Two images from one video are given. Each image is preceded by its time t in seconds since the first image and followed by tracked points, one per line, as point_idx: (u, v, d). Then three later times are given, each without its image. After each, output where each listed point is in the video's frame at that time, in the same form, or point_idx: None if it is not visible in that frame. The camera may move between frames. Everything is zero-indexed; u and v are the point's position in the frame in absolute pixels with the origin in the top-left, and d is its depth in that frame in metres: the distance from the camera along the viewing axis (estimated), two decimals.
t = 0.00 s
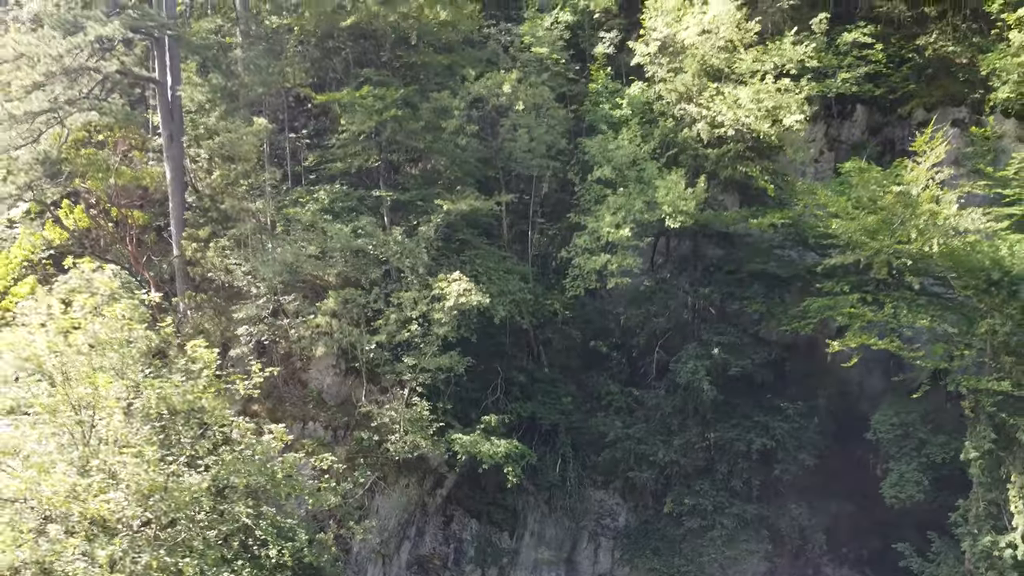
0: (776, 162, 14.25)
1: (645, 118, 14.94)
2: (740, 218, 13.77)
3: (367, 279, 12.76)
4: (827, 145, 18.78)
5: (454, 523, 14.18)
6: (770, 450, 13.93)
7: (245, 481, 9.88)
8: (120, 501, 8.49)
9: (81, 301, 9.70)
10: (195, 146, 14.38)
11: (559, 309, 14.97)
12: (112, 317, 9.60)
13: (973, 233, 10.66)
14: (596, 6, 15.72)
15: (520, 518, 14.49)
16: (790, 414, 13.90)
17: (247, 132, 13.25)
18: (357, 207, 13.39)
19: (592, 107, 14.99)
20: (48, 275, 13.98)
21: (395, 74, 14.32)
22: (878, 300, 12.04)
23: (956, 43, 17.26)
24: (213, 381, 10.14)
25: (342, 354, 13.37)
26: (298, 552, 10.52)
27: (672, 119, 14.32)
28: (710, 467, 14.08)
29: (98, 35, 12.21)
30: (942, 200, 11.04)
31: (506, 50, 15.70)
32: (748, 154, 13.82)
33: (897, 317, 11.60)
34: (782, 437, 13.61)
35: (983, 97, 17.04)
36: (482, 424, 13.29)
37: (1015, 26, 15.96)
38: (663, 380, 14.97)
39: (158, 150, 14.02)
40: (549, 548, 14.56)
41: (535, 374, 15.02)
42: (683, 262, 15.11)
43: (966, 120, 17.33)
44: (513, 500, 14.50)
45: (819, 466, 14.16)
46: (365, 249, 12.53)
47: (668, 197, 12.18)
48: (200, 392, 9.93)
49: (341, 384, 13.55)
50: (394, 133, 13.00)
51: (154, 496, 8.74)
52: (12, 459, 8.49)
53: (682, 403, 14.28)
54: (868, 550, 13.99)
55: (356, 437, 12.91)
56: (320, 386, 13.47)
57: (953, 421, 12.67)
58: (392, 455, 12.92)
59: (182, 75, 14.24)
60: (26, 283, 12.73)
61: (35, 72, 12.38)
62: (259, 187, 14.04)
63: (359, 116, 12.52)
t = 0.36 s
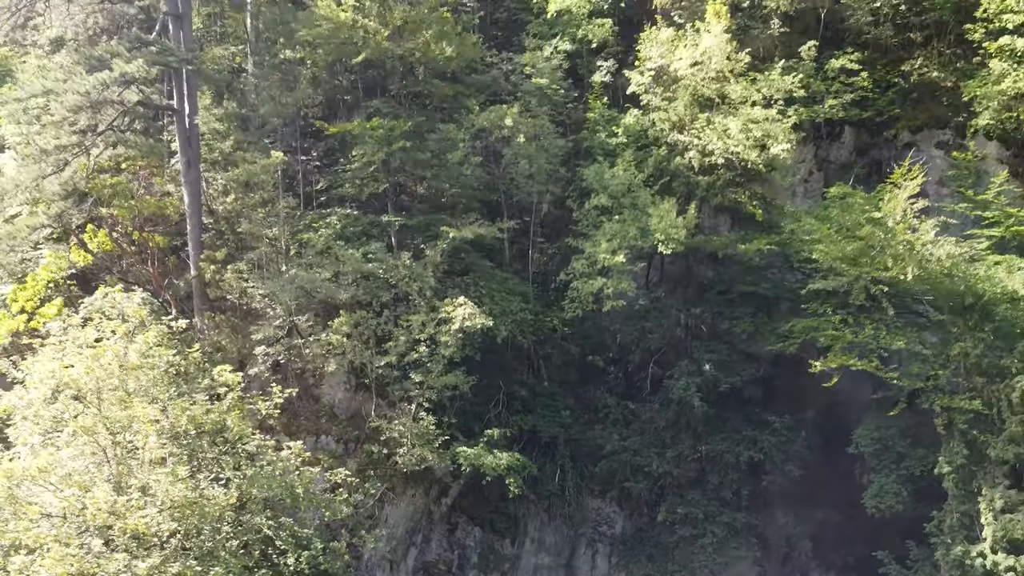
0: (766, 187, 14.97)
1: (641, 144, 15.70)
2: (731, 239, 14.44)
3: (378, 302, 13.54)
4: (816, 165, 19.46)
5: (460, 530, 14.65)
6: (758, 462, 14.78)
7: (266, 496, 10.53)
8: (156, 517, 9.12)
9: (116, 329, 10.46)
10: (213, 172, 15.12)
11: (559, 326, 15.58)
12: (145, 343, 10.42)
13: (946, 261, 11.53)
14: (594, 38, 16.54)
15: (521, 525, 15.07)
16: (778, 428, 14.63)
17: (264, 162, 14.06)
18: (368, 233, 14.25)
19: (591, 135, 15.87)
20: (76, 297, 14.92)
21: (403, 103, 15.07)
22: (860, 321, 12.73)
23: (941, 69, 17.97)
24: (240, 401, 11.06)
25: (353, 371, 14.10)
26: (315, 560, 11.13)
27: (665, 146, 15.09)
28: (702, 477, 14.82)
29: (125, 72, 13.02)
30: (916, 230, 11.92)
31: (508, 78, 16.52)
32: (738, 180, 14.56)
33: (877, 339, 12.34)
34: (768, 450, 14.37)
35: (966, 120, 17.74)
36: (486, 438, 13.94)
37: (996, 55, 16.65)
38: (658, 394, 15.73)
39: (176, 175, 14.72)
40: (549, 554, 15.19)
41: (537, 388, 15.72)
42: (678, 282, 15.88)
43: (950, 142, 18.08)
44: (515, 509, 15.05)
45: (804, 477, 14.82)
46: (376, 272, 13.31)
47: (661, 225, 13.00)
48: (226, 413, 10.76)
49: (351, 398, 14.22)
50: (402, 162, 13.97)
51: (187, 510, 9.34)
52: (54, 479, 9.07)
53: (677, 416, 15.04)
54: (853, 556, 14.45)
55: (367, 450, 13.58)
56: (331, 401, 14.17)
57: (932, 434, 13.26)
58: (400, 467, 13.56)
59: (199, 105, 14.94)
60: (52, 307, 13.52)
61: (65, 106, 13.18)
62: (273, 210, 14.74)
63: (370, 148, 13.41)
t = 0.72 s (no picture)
0: (754, 212, 15.72)
1: (635, 170, 16.53)
2: (720, 263, 15.34)
3: (388, 323, 14.39)
4: (806, 187, 20.16)
5: (463, 537, 15.28)
6: (747, 474, 15.68)
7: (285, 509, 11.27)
8: (188, 530, 9.84)
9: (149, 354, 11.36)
10: (229, 196, 15.91)
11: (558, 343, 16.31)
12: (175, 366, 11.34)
13: (923, 288, 12.25)
14: (590, 68, 17.57)
15: (522, 533, 15.68)
16: (765, 441, 15.52)
17: (281, 192, 15.01)
18: (378, 257, 15.16)
19: (589, 163, 16.84)
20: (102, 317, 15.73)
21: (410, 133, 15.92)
22: (840, 343, 13.57)
23: (924, 95, 18.72)
24: (263, 421, 11.97)
25: (364, 387, 14.82)
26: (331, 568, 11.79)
27: (658, 173, 15.87)
28: (693, 488, 15.68)
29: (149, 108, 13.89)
30: (892, 259, 12.64)
31: (510, 105, 17.45)
32: (728, 206, 15.39)
33: (857, 359, 13.14)
34: (756, 462, 15.30)
35: (948, 144, 18.46)
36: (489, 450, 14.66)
37: (976, 83, 17.32)
38: (651, 408, 16.55)
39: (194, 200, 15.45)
40: (548, 560, 15.80)
41: (536, 402, 16.53)
42: (671, 300, 16.55)
43: (933, 165, 18.83)
44: (516, 518, 15.67)
45: (791, 487, 15.68)
46: (385, 295, 14.13)
47: (654, 251, 13.85)
48: (248, 431, 11.63)
49: (362, 413, 14.94)
50: (411, 191, 14.94)
51: (215, 523, 10.05)
52: (99, 496, 10.01)
53: (670, 430, 15.86)
54: (838, 563, 15.29)
55: (377, 462, 14.31)
56: (343, 415, 14.88)
57: (909, 448, 14.00)
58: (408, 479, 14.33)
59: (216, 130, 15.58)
60: (80, 327, 14.33)
61: (93, 141, 14.05)
62: (287, 231, 15.42)
63: (381, 178, 14.48)
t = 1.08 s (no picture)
0: (744, 234, 16.53)
1: (631, 192, 17.35)
2: (711, 285, 16.31)
3: (396, 341, 15.26)
4: (796, 205, 21.13)
5: (466, 543, 15.98)
6: (737, 482, 16.66)
7: (300, 519, 11.97)
8: (216, 541, 10.50)
9: (175, 373, 12.19)
10: (244, 217, 16.70)
11: (556, 357, 17.06)
12: (200, 385, 12.14)
13: (899, 311, 13.18)
14: (588, 93, 18.55)
15: (522, 539, 16.42)
16: (753, 451, 16.53)
17: (296, 217, 15.90)
18: (387, 276, 16.03)
19: (587, 186, 17.64)
20: (124, 333, 16.59)
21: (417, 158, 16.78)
22: (824, 360, 14.45)
23: (909, 117, 19.46)
24: (282, 436, 12.85)
25: (373, 401, 15.46)
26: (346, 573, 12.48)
27: (653, 196, 16.71)
28: (686, 496, 16.67)
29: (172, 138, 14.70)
30: (870, 283, 13.51)
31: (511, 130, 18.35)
32: (718, 229, 16.26)
33: (839, 375, 13.99)
34: (745, 472, 16.31)
35: (932, 165, 19.17)
36: (491, 461, 15.37)
37: (958, 108, 18.03)
38: (646, 420, 17.35)
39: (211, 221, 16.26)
40: (547, 565, 16.46)
41: (536, 413, 17.28)
42: (666, 316, 17.30)
43: (918, 184, 19.52)
44: (516, 524, 16.40)
45: (780, 495, 16.57)
46: (394, 313, 14.97)
47: (648, 272, 14.67)
48: (269, 445, 12.48)
49: (371, 425, 15.61)
50: (419, 215, 15.79)
51: (241, 533, 10.76)
52: (132, 508, 10.74)
53: (664, 440, 16.83)
54: (824, 566, 15.89)
55: (385, 472, 15.05)
56: (352, 427, 15.55)
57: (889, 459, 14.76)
58: (416, 489, 15.09)
59: (231, 155, 16.49)
60: (104, 344, 15.19)
61: (118, 169, 14.84)
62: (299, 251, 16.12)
63: (390, 203, 15.35)
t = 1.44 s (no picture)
0: (734, 254, 17.49)
1: (627, 213, 18.24)
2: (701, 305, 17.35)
3: (405, 356, 16.17)
4: (786, 222, 21.89)
5: (471, 547, 16.75)
6: (728, 490, 17.55)
7: (319, 527, 12.88)
8: (247, 549, 11.26)
9: (201, 394, 13.21)
10: (259, 237, 17.60)
11: (556, 370, 17.94)
12: (224, 401, 13.06)
13: (875, 332, 14.13)
14: (586, 118, 19.54)
15: (524, 543, 17.26)
16: (743, 460, 17.42)
17: (310, 238, 16.81)
18: (397, 294, 16.98)
19: (585, 207, 18.52)
20: (147, 347, 17.52)
21: (424, 182, 17.69)
22: (808, 376, 15.36)
23: (895, 138, 20.27)
24: (300, 449, 13.73)
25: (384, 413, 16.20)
26: None
27: (648, 218, 17.62)
28: (678, 503, 17.57)
29: (194, 166, 15.59)
30: (849, 305, 14.51)
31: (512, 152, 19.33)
32: (710, 250, 17.21)
33: (822, 390, 14.90)
34: (735, 479, 17.28)
35: (917, 185, 19.98)
36: (494, 470, 16.20)
37: (941, 131, 18.80)
38: (641, 431, 18.18)
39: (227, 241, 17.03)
40: (548, 567, 17.32)
41: (537, 423, 18.13)
42: (661, 331, 18.10)
43: (904, 204, 20.36)
44: (518, 530, 17.22)
45: (768, 501, 17.63)
46: (403, 330, 15.85)
47: (642, 295, 15.67)
48: (291, 460, 13.42)
49: (381, 435, 16.42)
50: (427, 237, 16.78)
51: (267, 542, 11.60)
52: (165, 517, 11.55)
53: (659, 450, 17.72)
54: (812, 568, 16.95)
55: (394, 480, 15.89)
56: (363, 437, 16.34)
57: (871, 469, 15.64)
58: (423, 497, 15.94)
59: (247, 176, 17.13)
60: (128, 359, 16.10)
61: (144, 198, 15.83)
62: (310, 269, 16.91)
63: (400, 226, 16.32)
